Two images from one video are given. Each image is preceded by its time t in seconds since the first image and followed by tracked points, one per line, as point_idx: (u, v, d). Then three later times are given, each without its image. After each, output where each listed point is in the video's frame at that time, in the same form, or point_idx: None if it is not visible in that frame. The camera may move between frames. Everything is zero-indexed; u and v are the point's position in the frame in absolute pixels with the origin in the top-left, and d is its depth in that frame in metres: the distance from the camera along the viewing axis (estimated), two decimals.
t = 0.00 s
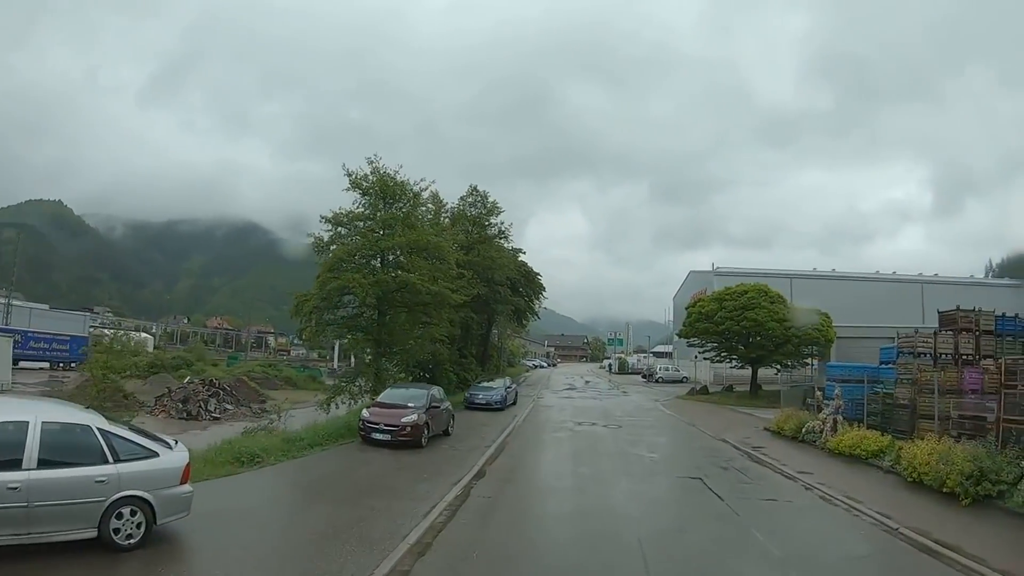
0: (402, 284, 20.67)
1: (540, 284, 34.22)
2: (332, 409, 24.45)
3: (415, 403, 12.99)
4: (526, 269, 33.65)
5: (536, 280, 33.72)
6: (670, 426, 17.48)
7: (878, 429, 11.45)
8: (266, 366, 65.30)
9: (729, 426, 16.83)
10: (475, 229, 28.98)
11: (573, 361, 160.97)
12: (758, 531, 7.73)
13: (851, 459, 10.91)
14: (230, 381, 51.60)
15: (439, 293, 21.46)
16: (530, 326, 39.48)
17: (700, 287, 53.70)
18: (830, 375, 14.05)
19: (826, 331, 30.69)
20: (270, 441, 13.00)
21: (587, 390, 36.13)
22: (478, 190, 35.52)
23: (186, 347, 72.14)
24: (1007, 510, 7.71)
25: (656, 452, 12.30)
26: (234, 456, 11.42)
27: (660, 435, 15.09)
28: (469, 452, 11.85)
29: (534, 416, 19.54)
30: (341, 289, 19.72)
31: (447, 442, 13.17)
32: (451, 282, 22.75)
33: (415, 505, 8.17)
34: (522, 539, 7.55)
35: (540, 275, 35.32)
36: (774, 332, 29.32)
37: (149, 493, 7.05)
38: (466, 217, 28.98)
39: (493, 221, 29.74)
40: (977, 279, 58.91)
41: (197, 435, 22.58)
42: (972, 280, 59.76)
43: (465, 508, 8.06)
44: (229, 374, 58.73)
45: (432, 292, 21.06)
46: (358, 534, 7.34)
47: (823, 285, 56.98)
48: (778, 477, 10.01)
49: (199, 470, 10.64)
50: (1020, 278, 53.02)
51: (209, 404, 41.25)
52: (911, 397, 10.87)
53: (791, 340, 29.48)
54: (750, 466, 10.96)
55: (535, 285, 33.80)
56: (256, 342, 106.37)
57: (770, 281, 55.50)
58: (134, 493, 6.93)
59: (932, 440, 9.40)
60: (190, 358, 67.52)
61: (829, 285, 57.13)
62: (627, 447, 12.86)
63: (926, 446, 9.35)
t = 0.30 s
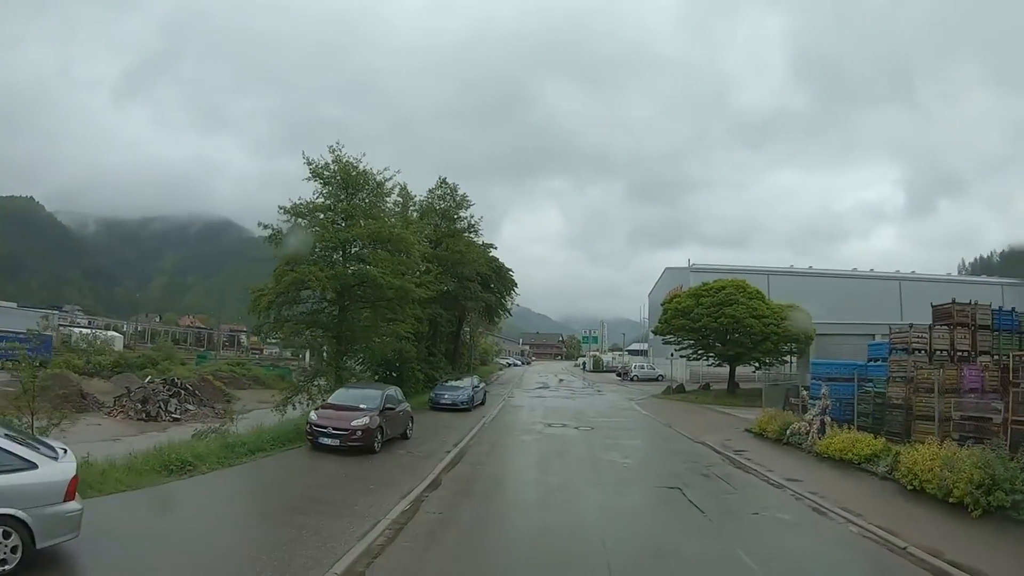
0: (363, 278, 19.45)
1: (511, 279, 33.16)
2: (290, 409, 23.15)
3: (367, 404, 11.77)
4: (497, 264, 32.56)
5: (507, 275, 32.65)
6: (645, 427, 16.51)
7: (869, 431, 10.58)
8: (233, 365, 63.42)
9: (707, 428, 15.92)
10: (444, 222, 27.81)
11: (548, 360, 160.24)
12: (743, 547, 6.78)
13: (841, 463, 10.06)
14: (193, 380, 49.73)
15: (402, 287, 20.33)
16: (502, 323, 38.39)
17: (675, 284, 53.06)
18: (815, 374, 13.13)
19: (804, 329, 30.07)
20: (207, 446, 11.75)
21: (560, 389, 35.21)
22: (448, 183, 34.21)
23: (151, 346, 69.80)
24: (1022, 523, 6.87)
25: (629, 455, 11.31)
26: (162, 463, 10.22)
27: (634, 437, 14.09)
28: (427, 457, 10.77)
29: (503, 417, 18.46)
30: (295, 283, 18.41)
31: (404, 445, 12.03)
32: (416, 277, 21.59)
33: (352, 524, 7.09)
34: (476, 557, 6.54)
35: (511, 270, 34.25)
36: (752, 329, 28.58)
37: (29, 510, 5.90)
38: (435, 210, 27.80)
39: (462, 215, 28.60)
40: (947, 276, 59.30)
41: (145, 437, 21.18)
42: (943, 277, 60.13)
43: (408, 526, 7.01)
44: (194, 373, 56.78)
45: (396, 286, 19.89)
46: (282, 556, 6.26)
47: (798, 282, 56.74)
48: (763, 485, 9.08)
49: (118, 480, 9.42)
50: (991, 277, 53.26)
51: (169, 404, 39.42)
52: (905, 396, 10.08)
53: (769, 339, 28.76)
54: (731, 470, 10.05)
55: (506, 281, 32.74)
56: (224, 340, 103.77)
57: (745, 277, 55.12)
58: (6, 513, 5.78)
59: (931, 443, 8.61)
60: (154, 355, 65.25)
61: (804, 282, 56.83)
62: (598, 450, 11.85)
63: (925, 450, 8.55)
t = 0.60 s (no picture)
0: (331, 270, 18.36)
1: (490, 274, 32.15)
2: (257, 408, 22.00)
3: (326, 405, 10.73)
4: (476, 258, 31.54)
5: (486, 270, 31.64)
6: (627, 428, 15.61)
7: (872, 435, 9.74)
8: (207, 362, 61.83)
9: (694, 428, 15.06)
10: (420, 214, 26.73)
11: (530, 356, 159.60)
12: (744, 571, 5.88)
13: (843, 469, 9.24)
14: (164, 378, 48.20)
15: (372, 279, 19.27)
16: (481, 319, 37.42)
17: (658, 279, 52.36)
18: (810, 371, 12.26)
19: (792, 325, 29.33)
20: (149, 451, 10.63)
21: (540, 387, 34.30)
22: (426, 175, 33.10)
23: (124, 342, 68.15)
24: None
25: (612, 460, 10.38)
26: (92, 470, 9.16)
27: (617, 439, 13.19)
28: (391, 463, 9.78)
29: (479, 416, 17.49)
30: (257, 274, 17.24)
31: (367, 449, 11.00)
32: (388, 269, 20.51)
33: (290, 547, 6.07)
34: None
35: (490, 265, 33.22)
36: (739, 325, 27.81)
37: None
38: (410, 201, 26.71)
39: (439, 206, 27.54)
40: (930, 272, 59.19)
41: (102, 440, 19.99)
42: (926, 273, 60.01)
43: (355, 551, 6.02)
44: (167, 370, 55.17)
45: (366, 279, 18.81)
46: None
47: (782, 277, 56.47)
48: (761, 496, 8.20)
49: (39, 491, 8.32)
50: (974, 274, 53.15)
51: (137, 403, 38.02)
52: (911, 395, 9.32)
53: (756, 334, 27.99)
54: (724, 478, 9.16)
55: (485, 276, 31.73)
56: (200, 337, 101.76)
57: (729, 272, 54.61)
58: None
59: (945, 448, 7.85)
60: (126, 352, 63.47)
61: (786, 277, 56.71)
62: (578, 454, 10.92)
63: (939, 456, 7.78)
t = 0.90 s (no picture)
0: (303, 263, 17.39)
1: (472, 272, 31.27)
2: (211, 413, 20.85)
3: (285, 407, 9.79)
4: (458, 255, 30.66)
5: (468, 268, 30.77)
6: (615, 431, 14.76)
7: (879, 442, 8.98)
8: (186, 361, 60.53)
9: (685, 433, 14.23)
10: (400, 209, 25.77)
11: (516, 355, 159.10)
12: None
13: (851, 480, 8.43)
14: (140, 377, 46.90)
15: (346, 273, 18.28)
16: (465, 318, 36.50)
17: (645, 277, 51.73)
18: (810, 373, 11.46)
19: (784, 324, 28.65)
20: (87, 457, 9.60)
21: (523, 387, 33.40)
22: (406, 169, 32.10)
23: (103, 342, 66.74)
24: None
25: (598, 468, 9.52)
26: (18, 481, 8.14)
27: (603, 444, 12.35)
28: (356, 472, 8.86)
29: (458, 418, 16.54)
30: (222, 266, 16.22)
31: (331, 456, 10.04)
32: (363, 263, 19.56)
33: None
34: None
35: (472, 261, 32.33)
36: (730, 323, 27.12)
37: None
38: (390, 195, 25.75)
39: (420, 201, 26.60)
40: (918, 272, 58.97)
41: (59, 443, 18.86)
42: (914, 271, 59.80)
43: None
44: (144, 369, 53.88)
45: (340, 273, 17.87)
46: None
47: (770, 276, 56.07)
48: (766, 512, 7.36)
49: None
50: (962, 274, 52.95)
51: (108, 403, 36.74)
52: (923, 399, 8.57)
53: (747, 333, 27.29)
54: (721, 491, 8.32)
55: (467, 273, 30.85)
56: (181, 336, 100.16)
57: (717, 270, 54.06)
58: None
59: (969, 459, 7.09)
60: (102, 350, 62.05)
61: (774, 276, 56.57)
62: (563, 461, 10.03)
63: (962, 467, 7.02)
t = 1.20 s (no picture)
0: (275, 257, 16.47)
1: (456, 270, 30.39)
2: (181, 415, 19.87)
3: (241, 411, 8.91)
4: (441, 252, 29.76)
5: (452, 265, 29.88)
6: (604, 435, 13.97)
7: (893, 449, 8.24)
8: (166, 360, 59.14)
9: (677, 437, 13.45)
10: (381, 202, 24.86)
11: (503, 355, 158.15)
12: None
13: (864, 492, 7.67)
14: (116, 377, 45.61)
15: (321, 268, 17.38)
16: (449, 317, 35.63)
17: (634, 275, 51.08)
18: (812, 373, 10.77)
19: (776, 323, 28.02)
20: (22, 466, 8.64)
21: (509, 387, 32.59)
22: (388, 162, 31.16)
23: (81, 341, 65.20)
24: None
25: (586, 477, 8.70)
26: None
27: (592, 450, 11.53)
28: (320, 483, 7.99)
29: (438, 420, 15.67)
30: (187, 260, 15.23)
31: (294, 464, 9.15)
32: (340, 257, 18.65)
33: None
34: None
35: (457, 258, 31.46)
36: (723, 321, 26.50)
37: None
38: (371, 189, 24.82)
39: (402, 194, 25.70)
40: (908, 270, 58.71)
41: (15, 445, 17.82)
42: (904, 270, 59.54)
43: None
44: (123, 368, 52.55)
45: (314, 267, 17.00)
46: None
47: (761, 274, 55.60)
48: (775, 531, 6.56)
49: None
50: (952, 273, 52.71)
51: (80, 403, 35.50)
52: (943, 402, 7.87)
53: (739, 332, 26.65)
54: (723, 504, 7.52)
55: (451, 271, 29.96)
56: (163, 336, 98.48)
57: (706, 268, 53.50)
58: None
59: (1001, 469, 6.36)
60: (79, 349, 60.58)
61: (764, 274, 56.24)
62: (549, 470, 9.20)
63: (994, 477, 6.28)
